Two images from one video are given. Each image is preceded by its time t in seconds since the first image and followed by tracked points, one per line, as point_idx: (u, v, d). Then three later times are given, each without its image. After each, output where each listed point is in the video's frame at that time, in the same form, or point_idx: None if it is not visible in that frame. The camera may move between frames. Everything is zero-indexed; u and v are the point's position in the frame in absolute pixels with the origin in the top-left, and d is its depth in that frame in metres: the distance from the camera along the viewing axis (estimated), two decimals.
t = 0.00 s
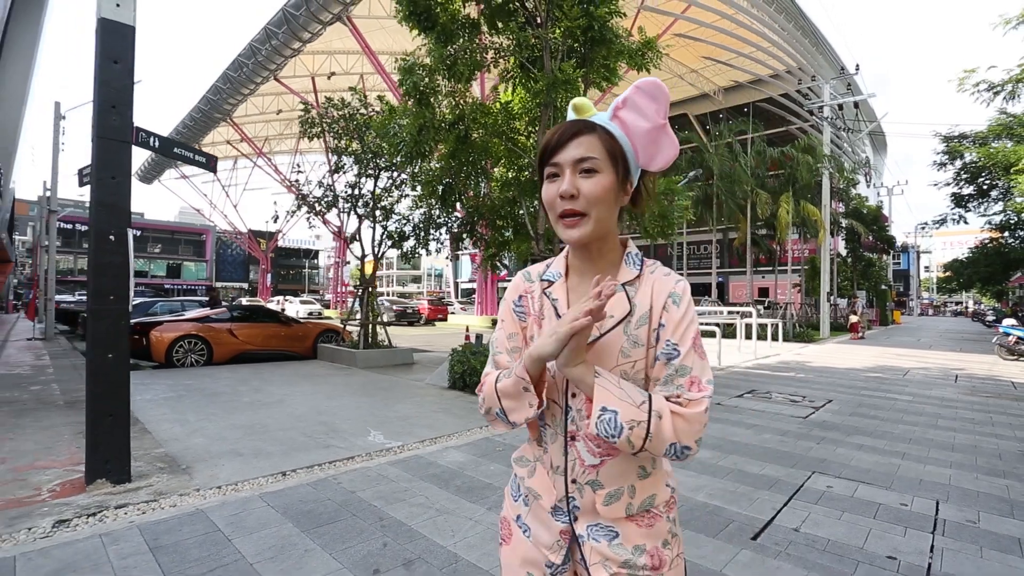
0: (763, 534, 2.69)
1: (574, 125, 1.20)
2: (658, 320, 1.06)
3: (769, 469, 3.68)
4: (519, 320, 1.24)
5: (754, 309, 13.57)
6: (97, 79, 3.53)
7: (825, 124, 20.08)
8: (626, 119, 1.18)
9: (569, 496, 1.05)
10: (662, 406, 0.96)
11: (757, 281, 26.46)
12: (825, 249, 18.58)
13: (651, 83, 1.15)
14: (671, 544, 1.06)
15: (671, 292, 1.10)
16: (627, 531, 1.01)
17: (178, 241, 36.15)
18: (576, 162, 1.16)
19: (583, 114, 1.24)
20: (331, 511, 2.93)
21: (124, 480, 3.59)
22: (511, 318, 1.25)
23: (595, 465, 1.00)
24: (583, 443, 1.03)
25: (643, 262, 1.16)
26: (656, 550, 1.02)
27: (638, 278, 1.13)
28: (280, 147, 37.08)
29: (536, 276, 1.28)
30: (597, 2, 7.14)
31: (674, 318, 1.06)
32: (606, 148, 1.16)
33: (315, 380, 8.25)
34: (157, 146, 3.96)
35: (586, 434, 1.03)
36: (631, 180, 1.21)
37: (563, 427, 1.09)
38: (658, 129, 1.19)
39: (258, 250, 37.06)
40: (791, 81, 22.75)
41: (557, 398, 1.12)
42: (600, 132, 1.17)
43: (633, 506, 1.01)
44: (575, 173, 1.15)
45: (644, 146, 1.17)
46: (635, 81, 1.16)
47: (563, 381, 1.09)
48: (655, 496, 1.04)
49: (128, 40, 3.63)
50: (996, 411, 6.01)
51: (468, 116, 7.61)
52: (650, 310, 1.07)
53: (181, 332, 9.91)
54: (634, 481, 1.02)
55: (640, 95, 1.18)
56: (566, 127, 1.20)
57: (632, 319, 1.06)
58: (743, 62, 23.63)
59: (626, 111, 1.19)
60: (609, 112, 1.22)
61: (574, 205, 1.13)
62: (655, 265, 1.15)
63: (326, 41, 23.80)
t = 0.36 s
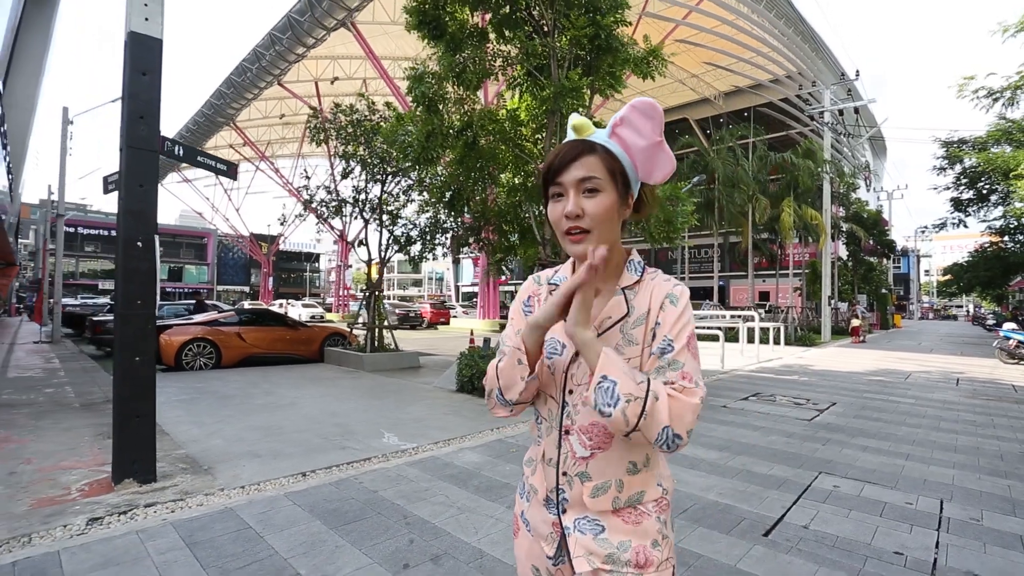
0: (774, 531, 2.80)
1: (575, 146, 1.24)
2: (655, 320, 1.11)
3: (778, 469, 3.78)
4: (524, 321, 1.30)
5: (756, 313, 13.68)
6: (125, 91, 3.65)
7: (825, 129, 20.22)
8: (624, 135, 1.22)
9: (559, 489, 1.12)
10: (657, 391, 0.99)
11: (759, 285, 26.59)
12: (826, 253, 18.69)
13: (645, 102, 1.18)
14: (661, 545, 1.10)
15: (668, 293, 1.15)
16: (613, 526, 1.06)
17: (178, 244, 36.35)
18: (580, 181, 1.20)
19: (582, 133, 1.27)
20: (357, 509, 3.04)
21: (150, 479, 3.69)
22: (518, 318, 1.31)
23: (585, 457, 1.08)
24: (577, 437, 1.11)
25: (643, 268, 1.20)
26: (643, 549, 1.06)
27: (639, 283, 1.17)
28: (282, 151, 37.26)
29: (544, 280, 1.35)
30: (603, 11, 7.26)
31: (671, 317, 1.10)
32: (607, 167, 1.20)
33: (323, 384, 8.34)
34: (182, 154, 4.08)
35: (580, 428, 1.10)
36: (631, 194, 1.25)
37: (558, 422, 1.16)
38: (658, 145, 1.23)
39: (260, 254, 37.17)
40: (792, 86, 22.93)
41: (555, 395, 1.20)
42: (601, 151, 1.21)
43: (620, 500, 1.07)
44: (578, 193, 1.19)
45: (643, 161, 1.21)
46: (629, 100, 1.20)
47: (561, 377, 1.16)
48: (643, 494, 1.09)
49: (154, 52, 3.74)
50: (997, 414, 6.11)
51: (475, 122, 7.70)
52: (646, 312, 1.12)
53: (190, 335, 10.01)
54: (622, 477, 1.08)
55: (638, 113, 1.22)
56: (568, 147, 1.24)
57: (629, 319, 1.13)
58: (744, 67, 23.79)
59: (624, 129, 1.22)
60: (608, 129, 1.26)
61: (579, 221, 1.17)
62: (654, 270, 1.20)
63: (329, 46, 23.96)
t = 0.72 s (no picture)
0: (780, 524, 2.90)
1: (576, 156, 1.24)
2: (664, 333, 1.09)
3: (781, 466, 3.89)
4: (530, 322, 1.29)
5: (757, 315, 13.80)
6: (150, 99, 3.77)
7: (825, 133, 20.35)
8: (626, 145, 1.22)
9: (556, 493, 1.14)
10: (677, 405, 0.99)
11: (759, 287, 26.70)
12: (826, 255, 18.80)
13: (642, 115, 1.19)
14: (653, 552, 1.11)
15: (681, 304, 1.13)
16: (607, 532, 1.08)
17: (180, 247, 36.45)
18: (583, 195, 1.20)
19: (584, 142, 1.26)
20: (376, 504, 3.14)
21: (172, 477, 3.79)
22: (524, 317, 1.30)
23: (582, 465, 1.09)
24: (575, 443, 1.11)
25: (650, 277, 1.20)
26: (635, 556, 1.08)
27: (645, 293, 1.17)
28: (284, 154, 37.40)
29: (549, 282, 1.34)
30: (607, 18, 7.42)
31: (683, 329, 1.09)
32: (608, 180, 1.20)
33: (330, 386, 8.44)
34: (201, 159, 4.21)
35: (578, 434, 1.11)
36: (635, 203, 1.26)
37: (557, 426, 1.16)
38: (659, 158, 1.22)
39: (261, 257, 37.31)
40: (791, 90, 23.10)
41: (554, 398, 1.18)
42: (603, 161, 1.21)
43: (615, 509, 1.09)
44: (582, 207, 1.19)
45: (647, 172, 1.21)
46: (627, 114, 1.21)
47: (562, 381, 1.15)
48: (641, 505, 1.10)
49: (177, 62, 3.87)
50: (996, 414, 6.22)
51: (482, 127, 7.82)
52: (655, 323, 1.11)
53: (198, 337, 10.13)
54: (620, 486, 1.09)
55: (636, 124, 1.22)
56: (571, 156, 1.24)
57: (630, 330, 1.11)
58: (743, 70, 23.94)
59: (626, 138, 1.22)
60: (610, 137, 1.26)
61: (582, 235, 1.18)
62: (661, 280, 1.20)
63: (331, 51, 24.11)
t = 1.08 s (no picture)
0: (779, 516, 3.02)
1: (580, 125, 1.27)
2: (652, 329, 1.10)
3: (782, 462, 4.01)
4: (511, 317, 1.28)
5: (757, 317, 13.93)
6: (169, 107, 3.89)
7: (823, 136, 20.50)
8: (633, 121, 1.29)
9: (537, 496, 1.13)
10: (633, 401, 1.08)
11: (759, 290, 26.85)
12: (825, 257, 18.94)
13: (657, 86, 1.26)
14: (642, 552, 1.11)
15: (670, 301, 1.14)
16: (594, 533, 1.07)
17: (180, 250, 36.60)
18: (583, 162, 1.23)
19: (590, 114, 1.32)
20: (390, 499, 3.25)
21: (190, 474, 3.90)
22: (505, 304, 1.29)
23: (565, 466, 1.10)
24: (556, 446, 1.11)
25: (637, 267, 1.23)
26: (624, 555, 1.08)
27: (632, 283, 1.21)
28: (285, 157, 37.56)
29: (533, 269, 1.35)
30: (608, 25, 7.57)
31: (671, 329, 1.10)
32: (613, 151, 1.24)
33: (335, 388, 8.55)
34: (217, 165, 4.33)
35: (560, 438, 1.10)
36: (636, 184, 1.30)
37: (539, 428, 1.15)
38: (667, 134, 1.29)
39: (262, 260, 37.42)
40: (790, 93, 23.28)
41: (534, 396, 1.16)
42: (608, 133, 1.25)
43: (602, 510, 1.07)
44: (581, 173, 1.22)
45: (649, 151, 1.27)
46: (644, 83, 1.28)
47: (542, 378, 1.14)
48: (628, 504, 1.10)
49: (196, 71, 4.00)
50: (993, 413, 6.34)
51: (487, 132, 7.95)
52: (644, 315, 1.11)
53: (204, 339, 10.24)
54: (606, 486, 1.09)
55: (648, 98, 1.29)
56: (575, 125, 1.28)
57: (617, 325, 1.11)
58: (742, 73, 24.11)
59: (633, 113, 1.29)
60: (617, 113, 1.31)
61: (579, 204, 1.20)
62: (647, 271, 1.24)
63: (332, 55, 24.26)
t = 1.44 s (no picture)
0: (783, 510, 3.12)
1: (588, 123, 1.21)
2: (673, 331, 1.07)
3: (785, 459, 4.11)
4: (527, 314, 1.23)
5: (758, 318, 14.04)
6: (186, 114, 3.99)
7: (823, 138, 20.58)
8: (640, 117, 1.21)
9: (562, 495, 1.07)
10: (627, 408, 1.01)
11: (759, 291, 26.97)
12: (825, 258, 19.07)
13: (662, 81, 1.18)
14: (663, 546, 1.09)
15: (689, 302, 1.10)
16: (620, 531, 1.04)
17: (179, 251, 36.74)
18: (593, 160, 1.16)
19: (596, 112, 1.25)
20: (405, 495, 3.34)
21: (206, 471, 3.99)
22: (520, 309, 1.23)
23: (593, 469, 1.05)
24: (584, 446, 1.06)
25: (658, 267, 1.15)
26: (649, 551, 1.06)
27: (655, 285, 1.12)
28: (286, 159, 37.67)
29: (546, 270, 1.27)
30: (612, 30, 7.67)
31: (691, 329, 1.06)
32: (623, 148, 1.17)
33: (342, 389, 8.62)
34: (232, 170, 4.44)
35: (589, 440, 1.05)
36: (649, 180, 1.22)
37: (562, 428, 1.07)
38: (676, 128, 1.20)
39: (262, 261, 37.53)
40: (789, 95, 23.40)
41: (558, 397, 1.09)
42: (616, 130, 1.18)
43: (628, 509, 1.05)
44: (592, 172, 1.15)
45: (660, 145, 1.19)
46: (648, 79, 1.20)
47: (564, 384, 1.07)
48: (651, 500, 1.07)
49: (212, 79, 4.10)
50: (991, 411, 6.46)
51: (494, 136, 8.04)
52: (665, 319, 1.07)
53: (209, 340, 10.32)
54: (630, 485, 1.06)
55: (655, 91, 1.20)
56: (583, 124, 1.21)
57: (643, 328, 1.06)
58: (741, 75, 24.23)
59: (640, 109, 1.21)
60: (623, 110, 1.24)
61: (592, 203, 1.14)
62: (669, 270, 1.15)
63: (334, 57, 24.38)
